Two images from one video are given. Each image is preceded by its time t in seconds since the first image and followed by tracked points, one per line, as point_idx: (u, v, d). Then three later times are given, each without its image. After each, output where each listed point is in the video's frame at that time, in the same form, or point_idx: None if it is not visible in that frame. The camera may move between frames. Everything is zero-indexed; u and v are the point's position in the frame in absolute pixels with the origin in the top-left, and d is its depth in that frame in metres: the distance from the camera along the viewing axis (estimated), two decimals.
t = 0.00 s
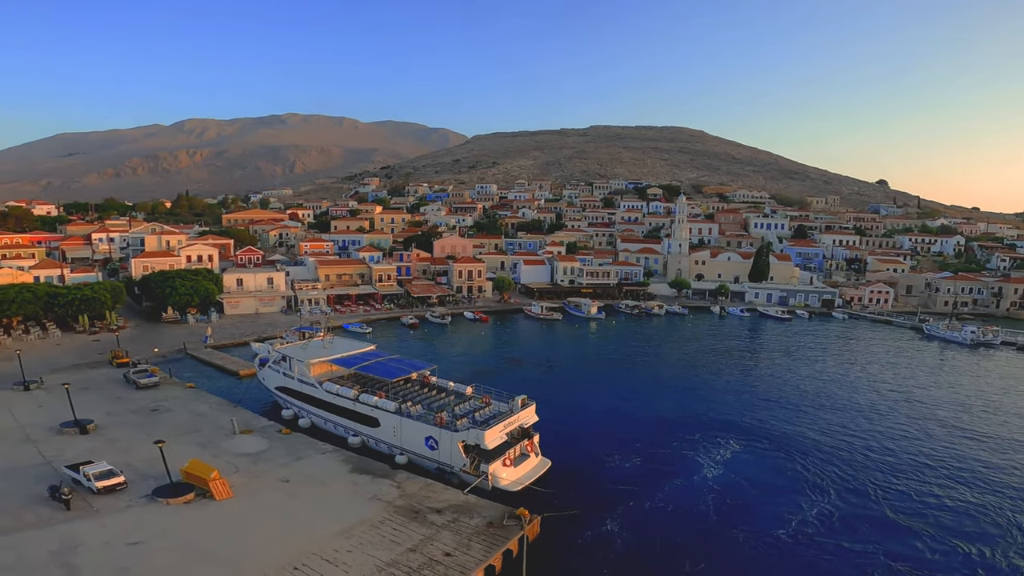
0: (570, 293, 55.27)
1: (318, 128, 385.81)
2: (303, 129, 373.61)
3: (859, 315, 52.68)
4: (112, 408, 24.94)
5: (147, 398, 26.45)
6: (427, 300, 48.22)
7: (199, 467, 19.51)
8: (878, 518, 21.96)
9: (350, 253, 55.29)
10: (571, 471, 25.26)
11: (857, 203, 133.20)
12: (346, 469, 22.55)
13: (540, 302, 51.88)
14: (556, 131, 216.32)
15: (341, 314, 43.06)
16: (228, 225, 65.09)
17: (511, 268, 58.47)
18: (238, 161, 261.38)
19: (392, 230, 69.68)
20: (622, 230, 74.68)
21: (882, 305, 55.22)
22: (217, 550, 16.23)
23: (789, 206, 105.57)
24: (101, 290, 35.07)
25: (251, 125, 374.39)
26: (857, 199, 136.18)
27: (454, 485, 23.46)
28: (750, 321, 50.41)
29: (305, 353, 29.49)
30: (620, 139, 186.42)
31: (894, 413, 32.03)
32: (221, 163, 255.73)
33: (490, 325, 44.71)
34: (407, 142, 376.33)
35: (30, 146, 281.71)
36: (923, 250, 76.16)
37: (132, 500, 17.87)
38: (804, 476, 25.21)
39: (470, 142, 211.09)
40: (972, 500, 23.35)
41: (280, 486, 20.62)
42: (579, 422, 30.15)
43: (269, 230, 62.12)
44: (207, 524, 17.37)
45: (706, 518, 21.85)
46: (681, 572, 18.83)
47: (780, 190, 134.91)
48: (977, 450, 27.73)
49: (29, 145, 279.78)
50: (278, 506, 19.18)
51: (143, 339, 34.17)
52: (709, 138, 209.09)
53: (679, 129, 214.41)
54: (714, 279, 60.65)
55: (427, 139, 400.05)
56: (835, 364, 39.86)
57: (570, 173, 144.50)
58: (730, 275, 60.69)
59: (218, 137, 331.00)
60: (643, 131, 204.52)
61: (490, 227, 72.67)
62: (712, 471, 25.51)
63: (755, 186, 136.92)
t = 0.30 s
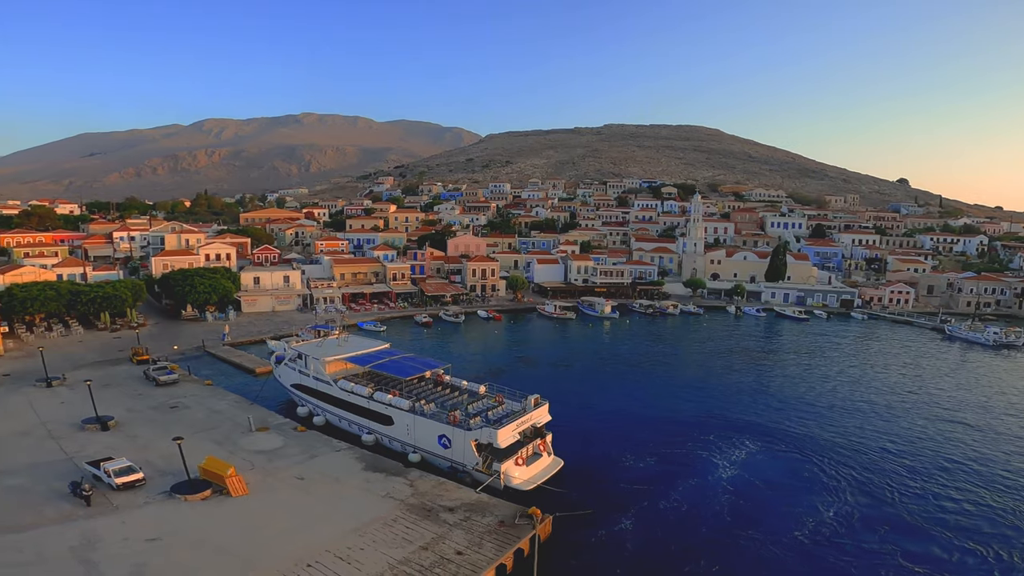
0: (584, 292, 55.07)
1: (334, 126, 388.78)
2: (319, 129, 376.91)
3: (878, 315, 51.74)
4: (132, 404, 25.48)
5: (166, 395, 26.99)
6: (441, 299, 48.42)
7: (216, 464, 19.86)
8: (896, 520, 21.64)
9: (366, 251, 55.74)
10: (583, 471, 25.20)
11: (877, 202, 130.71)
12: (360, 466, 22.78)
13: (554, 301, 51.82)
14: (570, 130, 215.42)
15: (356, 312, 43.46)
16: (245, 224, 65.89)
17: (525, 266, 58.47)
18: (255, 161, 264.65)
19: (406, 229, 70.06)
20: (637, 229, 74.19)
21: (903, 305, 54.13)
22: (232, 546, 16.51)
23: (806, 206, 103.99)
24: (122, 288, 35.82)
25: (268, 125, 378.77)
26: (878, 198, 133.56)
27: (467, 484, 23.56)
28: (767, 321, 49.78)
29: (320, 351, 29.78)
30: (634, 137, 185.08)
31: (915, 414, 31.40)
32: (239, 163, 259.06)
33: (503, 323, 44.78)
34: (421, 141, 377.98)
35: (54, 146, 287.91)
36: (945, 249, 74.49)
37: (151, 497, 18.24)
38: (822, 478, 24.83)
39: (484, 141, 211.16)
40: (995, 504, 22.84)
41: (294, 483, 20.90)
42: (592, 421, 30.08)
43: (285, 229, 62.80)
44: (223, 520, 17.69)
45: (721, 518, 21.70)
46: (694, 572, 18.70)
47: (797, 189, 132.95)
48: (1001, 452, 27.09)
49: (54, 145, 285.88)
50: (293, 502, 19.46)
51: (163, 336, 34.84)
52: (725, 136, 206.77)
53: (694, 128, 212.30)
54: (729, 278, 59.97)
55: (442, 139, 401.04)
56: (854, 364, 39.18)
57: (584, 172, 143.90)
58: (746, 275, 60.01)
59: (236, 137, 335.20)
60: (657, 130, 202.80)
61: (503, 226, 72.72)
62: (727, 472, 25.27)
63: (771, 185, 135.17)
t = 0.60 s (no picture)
0: (595, 291, 54.86)
1: (346, 125, 390.99)
2: (332, 129, 379.33)
3: (895, 315, 50.90)
4: (148, 402, 25.90)
5: (182, 393, 27.39)
6: (452, 298, 48.55)
7: (229, 462, 20.12)
8: (912, 522, 21.34)
9: (377, 250, 56.02)
10: (594, 471, 25.14)
11: (894, 201, 128.52)
12: (370, 465, 22.95)
13: (565, 300, 51.70)
14: (581, 129, 214.53)
15: (367, 311, 43.72)
16: (259, 224, 66.56)
17: (536, 266, 58.39)
18: (268, 161, 267.14)
19: (418, 228, 70.29)
20: (648, 228, 73.75)
21: (920, 305, 53.21)
22: (245, 543, 16.72)
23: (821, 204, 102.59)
24: (139, 287, 36.38)
25: (282, 125, 382.01)
26: (894, 197, 131.34)
27: (476, 483, 23.63)
28: (780, 321, 49.22)
29: (332, 350, 30.02)
30: (645, 136, 183.86)
31: (931, 415, 30.89)
32: (253, 163, 261.64)
33: (514, 322, 44.78)
34: (432, 140, 378.87)
35: (73, 146, 292.86)
36: (963, 249, 73.03)
37: (166, 494, 18.54)
38: (836, 479, 24.53)
39: (494, 141, 211.09)
40: (1014, 507, 22.41)
41: (306, 481, 21.12)
42: (603, 421, 29.99)
43: (298, 229, 63.31)
44: (236, 518, 17.92)
45: (734, 518, 21.57)
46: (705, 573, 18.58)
47: (811, 188, 131.22)
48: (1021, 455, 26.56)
49: (73, 145, 290.82)
50: (305, 500, 19.65)
51: (178, 335, 35.36)
52: (738, 135, 204.57)
53: (707, 126, 210.31)
54: (742, 278, 59.34)
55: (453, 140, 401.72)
56: (870, 365, 38.59)
57: (594, 171, 143.34)
58: (759, 275, 59.40)
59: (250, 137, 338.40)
60: (669, 129, 201.29)
61: (514, 226, 72.71)
62: (739, 472, 25.05)
63: (785, 183, 133.65)
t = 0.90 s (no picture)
0: (610, 291, 54.57)
1: (363, 125, 393.86)
2: (349, 128, 382.37)
3: (917, 316, 49.83)
4: (168, 400, 26.42)
5: (201, 391, 27.89)
6: (466, 297, 48.71)
7: (247, 460, 20.44)
8: (934, 526, 20.95)
9: (393, 250, 56.39)
10: (608, 471, 25.04)
11: (917, 200, 125.69)
12: (385, 463, 23.14)
13: (579, 300, 51.55)
14: (596, 127, 213.34)
15: (383, 310, 44.07)
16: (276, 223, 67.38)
17: (550, 265, 58.31)
18: (286, 161, 270.26)
19: (432, 227, 70.58)
20: (664, 227, 73.12)
21: (943, 306, 52.00)
22: (262, 540, 16.99)
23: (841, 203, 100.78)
24: (160, 286, 37.11)
25: (299, 125, 386.23)
26: (917, 196, 128.49)
27: (490, 482, 23.69)
28: (799, 321, 48.49)
29: (348, 349, 30.32)
30: (661, 135, 182.28)
31: (954, 417, 30.23)
32: (271, 163, 264.93)
33: (529, 322, 44.77)
34: (447, 140, 380.05)
35: (97, 146, 299.20)
36: (989, 249, 71.17)
37: (185, 491, 18.90)
38: (856, 481, 24.15)
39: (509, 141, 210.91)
40: None
41: (322, 479, 21.38)
42: (617, 421, 29.86)
43: (314, 228, 64.01)
44: (253, 515, 18.20)
45: (750, 519, 21.37)
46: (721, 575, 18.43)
47: (831, 186, 128.99)
48: None
49: (97, 145, 297.01)
50: (321, 498, 19.88)
51: (198, 333, 36.01)
52: (756, 133, 201.94)
53: (724, 125, 207.91)
54: (760, 277, 58.58)
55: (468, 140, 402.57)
56: (891, 366, 37.90)
57: (609, 170, 142.48)
58: (777, 275, 58.59)
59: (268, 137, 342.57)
60: (684, 128, 199.37)
61: (529, 225, 72.66)
62: (756, 473, 24.78)
63: (803, 182, 131.58)
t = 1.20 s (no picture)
0: (621, 290, 54.35)
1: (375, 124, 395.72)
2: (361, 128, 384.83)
3: (934, 317, 49.00)
4: (183, 397, 26.82)
5: (215, 388, 28.26)
6: (477, 296, 48.84)
7: (260, 457, 20.70)
8: (951, 529, 20.64)
9: (404, 249, 56.63)
10: (618, 471, 24.96)
11: (934, 199, 123.62)
12: (395, 462, 23.30)
13: (590, 299, 51.41)
14: (607, 126, 212.31)
15: (394, 308, 44.30)
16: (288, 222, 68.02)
17: (561, 264, 58.19)
18: (298, 160, 272.60)
19: (443, 226, 70.77)
20: (675, 226, 72.64)
21: (961, 307, 51.10)
22: (273, 537, 17.17)
23: (856, 203, 99.45)
24: (175, 284, 37.65)
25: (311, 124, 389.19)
26: (933, 196, 126.35)
27: (499, 481, 23.74)
28: (813, 321, 47.95)
29: (360, 347, 30.52)
30: (673, 134, 181.08)
31: (973, 420, 29.69)
32: (283, 163, 267.23)
33: (539, 321, 44.78)
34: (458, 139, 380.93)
35: (114, 146, 304.01)
36: (1008, 248, 69.79)
37: (198, 488, 19.17)
38: (871, 483, 23.84)
39: (520, 139, 210.68)
40: None
41: (333, 477, 21.56)
42: (628, 420, 29.77)
43: (326, 227, 64.49)
44: (265, 513, 18.41)
45: (762, 520, 21.22)
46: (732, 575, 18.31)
47: (846, 186, 127.25)
48: None
49: (115, 144, 301.34)
50: (331, 496, 20.06)
51: (212, 331, 36.48)
52: (769, 132, 199.85)
53: (736, 124, 206.01)
54: (773, 277, 57.98)
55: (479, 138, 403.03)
56: (907, 366, 37.34)
57: (620, 169, 141.82)
58: (790, 275, 57.98)
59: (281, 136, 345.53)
60: (697, 126, 197.76)
61: (539, 224, 72.59)
62: (769, 474, 24.57)
63: (818, 181, 129.98)
